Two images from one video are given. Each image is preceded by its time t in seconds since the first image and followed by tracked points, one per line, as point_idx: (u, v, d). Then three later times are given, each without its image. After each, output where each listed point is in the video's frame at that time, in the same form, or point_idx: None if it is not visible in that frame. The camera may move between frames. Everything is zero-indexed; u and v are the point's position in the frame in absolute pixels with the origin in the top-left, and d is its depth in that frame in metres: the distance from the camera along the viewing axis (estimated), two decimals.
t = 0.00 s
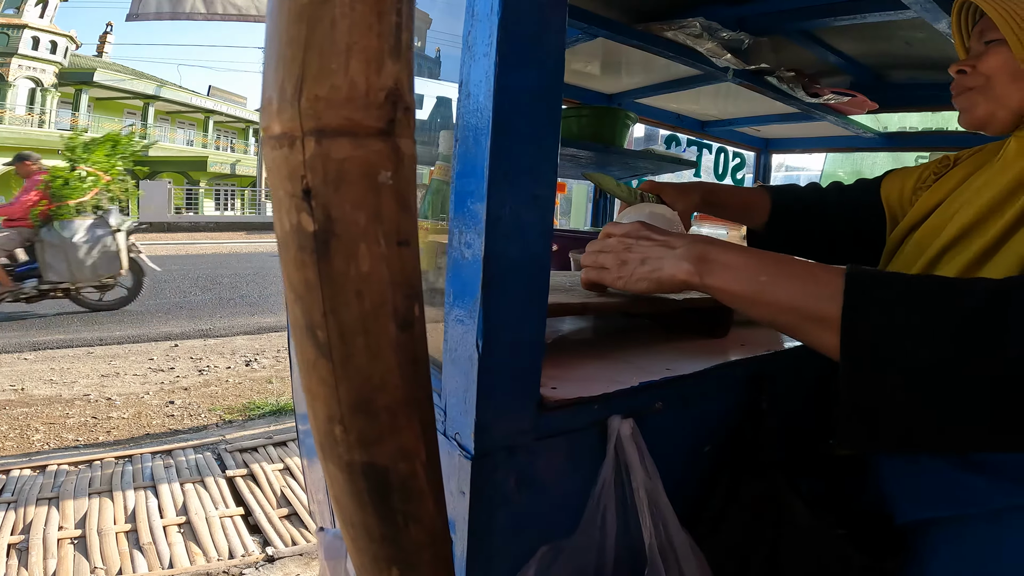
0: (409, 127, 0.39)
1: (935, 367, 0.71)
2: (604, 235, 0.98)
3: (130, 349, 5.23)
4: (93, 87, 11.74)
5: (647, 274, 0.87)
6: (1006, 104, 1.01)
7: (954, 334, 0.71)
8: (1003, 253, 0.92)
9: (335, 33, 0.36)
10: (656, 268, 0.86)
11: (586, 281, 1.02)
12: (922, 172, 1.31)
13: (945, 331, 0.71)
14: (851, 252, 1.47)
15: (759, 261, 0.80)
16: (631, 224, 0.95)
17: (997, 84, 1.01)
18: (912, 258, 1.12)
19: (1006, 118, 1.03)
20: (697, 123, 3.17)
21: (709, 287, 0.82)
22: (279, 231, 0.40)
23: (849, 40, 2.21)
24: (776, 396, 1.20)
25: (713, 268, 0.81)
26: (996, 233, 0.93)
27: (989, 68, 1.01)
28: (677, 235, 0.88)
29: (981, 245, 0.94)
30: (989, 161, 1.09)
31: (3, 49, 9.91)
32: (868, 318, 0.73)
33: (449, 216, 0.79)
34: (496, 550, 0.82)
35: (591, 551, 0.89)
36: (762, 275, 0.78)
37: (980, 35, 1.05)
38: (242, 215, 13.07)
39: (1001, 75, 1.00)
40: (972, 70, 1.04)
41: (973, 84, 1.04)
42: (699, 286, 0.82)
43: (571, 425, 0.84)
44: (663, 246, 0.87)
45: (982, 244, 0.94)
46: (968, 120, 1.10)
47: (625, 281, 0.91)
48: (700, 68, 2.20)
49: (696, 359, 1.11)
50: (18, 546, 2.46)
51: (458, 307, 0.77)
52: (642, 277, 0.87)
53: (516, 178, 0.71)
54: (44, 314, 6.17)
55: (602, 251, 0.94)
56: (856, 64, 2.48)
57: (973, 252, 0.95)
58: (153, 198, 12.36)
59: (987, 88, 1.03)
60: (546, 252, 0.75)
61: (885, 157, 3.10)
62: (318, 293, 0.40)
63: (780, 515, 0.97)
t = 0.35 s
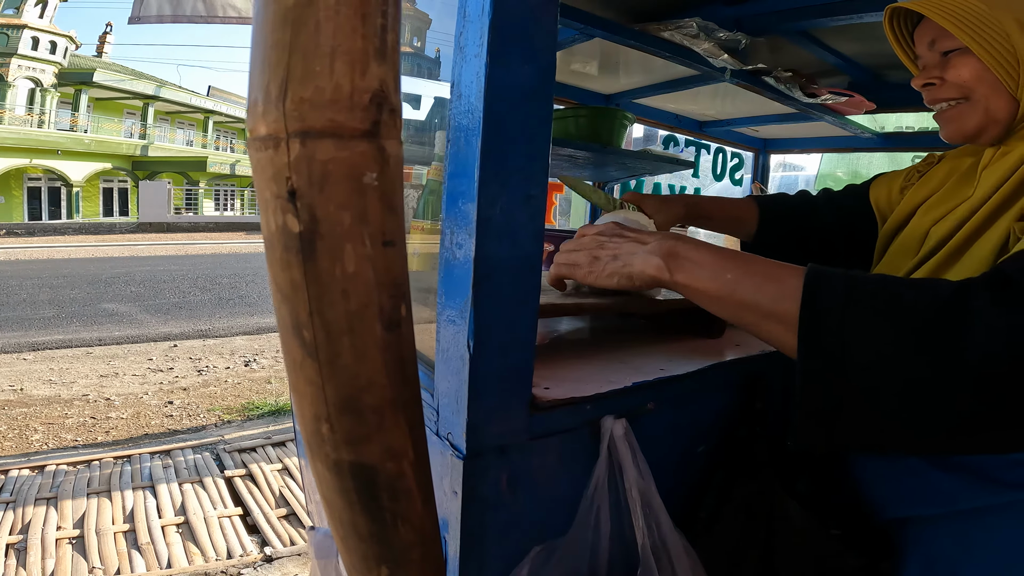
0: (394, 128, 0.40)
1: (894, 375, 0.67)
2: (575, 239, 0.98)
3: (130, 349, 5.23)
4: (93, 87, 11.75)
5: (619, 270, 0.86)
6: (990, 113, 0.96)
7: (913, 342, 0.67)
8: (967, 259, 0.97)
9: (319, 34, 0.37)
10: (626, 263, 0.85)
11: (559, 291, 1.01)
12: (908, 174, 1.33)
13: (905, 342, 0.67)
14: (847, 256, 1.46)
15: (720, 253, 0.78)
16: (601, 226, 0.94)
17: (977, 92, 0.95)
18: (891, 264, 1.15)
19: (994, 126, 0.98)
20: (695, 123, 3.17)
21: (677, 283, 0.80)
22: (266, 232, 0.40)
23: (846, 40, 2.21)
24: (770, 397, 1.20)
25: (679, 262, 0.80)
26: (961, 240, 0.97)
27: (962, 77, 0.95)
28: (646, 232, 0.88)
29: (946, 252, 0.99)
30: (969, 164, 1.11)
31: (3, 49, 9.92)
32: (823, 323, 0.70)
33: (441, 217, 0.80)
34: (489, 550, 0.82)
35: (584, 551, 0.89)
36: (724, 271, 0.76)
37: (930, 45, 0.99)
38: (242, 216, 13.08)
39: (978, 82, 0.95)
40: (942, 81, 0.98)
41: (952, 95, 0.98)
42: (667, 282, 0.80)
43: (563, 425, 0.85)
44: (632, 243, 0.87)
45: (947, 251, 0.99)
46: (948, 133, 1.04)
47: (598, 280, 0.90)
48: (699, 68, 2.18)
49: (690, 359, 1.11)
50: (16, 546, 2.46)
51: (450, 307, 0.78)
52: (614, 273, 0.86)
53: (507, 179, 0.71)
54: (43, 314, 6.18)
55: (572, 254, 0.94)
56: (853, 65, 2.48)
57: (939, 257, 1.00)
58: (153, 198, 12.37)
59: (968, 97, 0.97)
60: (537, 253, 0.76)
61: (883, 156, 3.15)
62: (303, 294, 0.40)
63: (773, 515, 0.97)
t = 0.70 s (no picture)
0: (393, 129, 0.40)
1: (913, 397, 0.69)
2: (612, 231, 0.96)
3: (127, 350, 5.23)
4: (91, 87, 11.72)
5: (673, 273, 0.86)
6: (971, 116, 0.98)
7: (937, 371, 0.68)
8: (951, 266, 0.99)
9: (319, 35, 0.37)
10: (684, 267, 0.85)
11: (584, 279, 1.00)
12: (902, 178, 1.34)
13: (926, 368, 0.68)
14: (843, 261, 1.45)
15: (775, 266, 0.79)
16: (646, 221, 0.93)
17: (957, 96, 0.97)
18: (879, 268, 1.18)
19: (977, 130, 1.00)
20: (693, 123, 3.18)
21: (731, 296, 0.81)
22: (266, 231, 0.40)
23: (843, 40, 2.22)
24: (768, 396, 1.21)
25: (739, 273, 0.80)
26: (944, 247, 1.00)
27: (941, 81, 0.97)
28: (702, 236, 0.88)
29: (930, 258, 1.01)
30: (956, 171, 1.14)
31: None
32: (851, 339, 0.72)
33: (440, 216, 0.80)
34: (487, 549, 0.83)
35: (583, 551, 0.89)
36: (776, 289, 0.77)
37: (907, 50, 1.01)
38: (240, 216, 13.08)
39: (957, 87, 0.96)
40: (921, 86, 0.99)
41: (933, 100, 0.99)
42: (721, 293, 0.81)
43: (561, 425, 0.85)
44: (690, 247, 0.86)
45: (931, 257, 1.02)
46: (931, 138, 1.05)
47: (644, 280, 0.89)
48: (695, 69, 2.18)
49: (689, 359, 1.12)
50: (14, 546, 2.46)
51: (448, 307, 0.78)
52: (669, 277, 0.86)
53: (506, 179, 0.71)
54: (41, 314, 6.18)
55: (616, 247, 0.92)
56: (851, 65, 2.49)
57: (922, 264, 1.02)
58: (151, 198, 12.36)
59: (948, 101, 0.99)
60: (536, 252, 0.76)
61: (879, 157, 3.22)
62: (303, 294, 0.40)
63: (771, 513, 0.98)
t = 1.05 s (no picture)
0: (393, 129, 0.40)
1: (943, 412, 0.78)
2: (650, 235, 0.94)
3: (125, 350, 5.22)
4: (88, 87, 11.69)
5: (722, 289, 0.89)
6: (980, 114, 1.02)
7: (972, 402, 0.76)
8: (966, 266, 1.02)
9: (319, 35, 0.37)
10: (735, 285, 0.88)
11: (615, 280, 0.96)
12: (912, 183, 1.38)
13: (959, 389, 0.77)
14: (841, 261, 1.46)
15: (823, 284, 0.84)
16: (688, 229, 0.92)
17: (966, 97, 1.01)
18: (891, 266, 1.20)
19: (986, 129, 1.04)
20: (691, 123, 3.19)
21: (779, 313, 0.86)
22: (264, 232, 0.40)
23: (841, 40, 2.23)
24: (766, 395, 1.21)
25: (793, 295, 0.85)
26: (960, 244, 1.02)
27: (949, 83, 1.01)
28: (748, 250, 0.90)
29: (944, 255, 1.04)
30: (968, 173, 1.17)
31: None
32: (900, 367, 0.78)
33: (438, 216, 0.80)
34: (486, 549, 0.83)
35: (583, 551, 0.89)
36: (828, 312, 0.82)
37: (915, 53, 1.06)
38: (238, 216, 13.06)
39: (965, 87, 1.01)
40: (932, 88, 1.04)
41: (942, 101, 1.04)
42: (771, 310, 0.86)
43: (560, 425, 0.85)
44: (740, 263, 0.89)
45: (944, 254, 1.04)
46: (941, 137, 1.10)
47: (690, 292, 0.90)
48: (694, 69, 2.19)
49: (687, 359, 1.12)
50: (13, 546, 2.46)
51: (447, 307, 0.78)
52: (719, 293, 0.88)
53: (505, 178, 0.71)
54: (38, 315, 6.17)
55: (661, 258, 0.90)
56: (849, 64, 2.50)
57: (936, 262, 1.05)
58: (148, 198, 12.33)
59: (958, 102, 1.03)
60: (534, 252, 0.76)
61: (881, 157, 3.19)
62: (302, 295, 0.40)
63: (771, 512, 0.98)
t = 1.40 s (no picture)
0: (348, 132, 0.39)
1: (928, 409, 0.77)
2: (625, 240, 0.96)
3: (119, 351, 5.20)
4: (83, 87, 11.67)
5: (698, 287, 0.89)
6: (984, 117, 1.02)
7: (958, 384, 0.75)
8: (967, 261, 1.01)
9: (266, 38, 0.36)
10: (710, 282, 0.89)
11: (594, 285, 0.98)
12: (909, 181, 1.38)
13: (948, 385, 0.75)
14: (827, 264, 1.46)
15: (801, 280, 0.84)
16: (662, 231, 0.94)
17: (970, 100, 1.01)
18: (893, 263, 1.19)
19: (993, 131, 1.03)
20: (685, 123, 3.19)
21: (757, 307, 0.86)
22: (214, 239, 0.40)
23: (834, 39, 2.22)
24: (753, 397, 1.20)
25: (767, 288, 0.85)
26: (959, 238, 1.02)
27: (953, 86, 1.01)
28: (721, 249, 0.91)
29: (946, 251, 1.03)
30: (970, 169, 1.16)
31: None
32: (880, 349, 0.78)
33: (414, 219, 0.79)
34: (467, 554, 0.82)
35: (566, 556, 0.88)
36: (805, 302, 0.82)
37: (917, 60, 1.06)
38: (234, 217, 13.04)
39: (968, 91, 1.01)
40: (936, 92, 1.04)
41: (947, 105, 1.04)
42: (748, 306, 0.86)
43: (541, 430, 0.84)
44: (714, 261, 0.90)
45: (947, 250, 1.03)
46: (947, 141, 1.09)
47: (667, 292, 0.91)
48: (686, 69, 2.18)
49: (674, 361, 1.11)
50: (4, 549, 2.45)
51: (423, 311, 0.77)
52: (695, 291, 0.89)
53: (480, 181, 0.71)
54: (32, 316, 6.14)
55: (637, 260, 0.92)
56: (842, 63, 2.49)
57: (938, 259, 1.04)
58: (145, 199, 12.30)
59: (961, 106, 1.03)
60: (511, 255, 0.75)
61: (884, 157, 3.12)
62: (254, 303, 0.39)
63: (757, 515, 0.97)
